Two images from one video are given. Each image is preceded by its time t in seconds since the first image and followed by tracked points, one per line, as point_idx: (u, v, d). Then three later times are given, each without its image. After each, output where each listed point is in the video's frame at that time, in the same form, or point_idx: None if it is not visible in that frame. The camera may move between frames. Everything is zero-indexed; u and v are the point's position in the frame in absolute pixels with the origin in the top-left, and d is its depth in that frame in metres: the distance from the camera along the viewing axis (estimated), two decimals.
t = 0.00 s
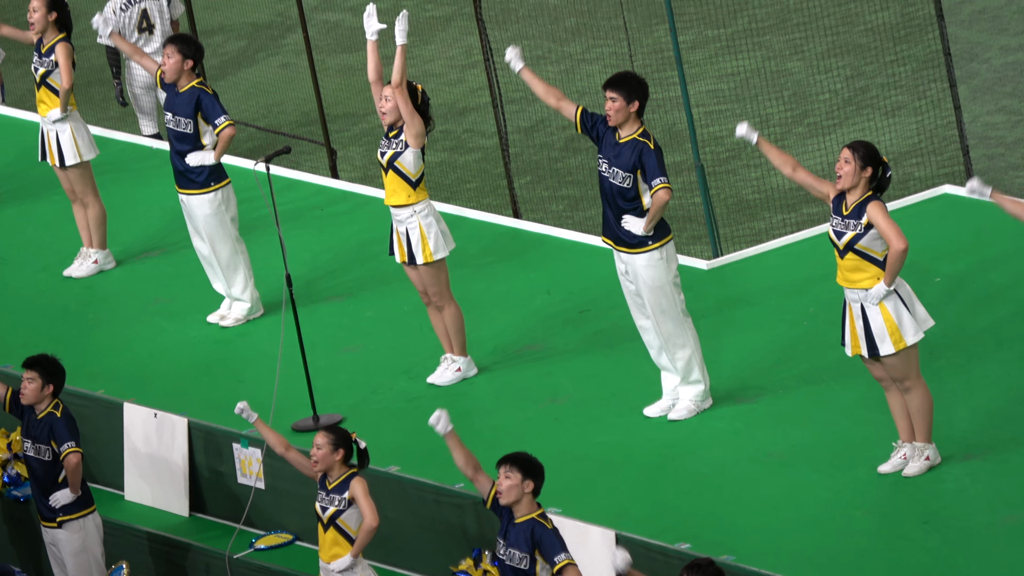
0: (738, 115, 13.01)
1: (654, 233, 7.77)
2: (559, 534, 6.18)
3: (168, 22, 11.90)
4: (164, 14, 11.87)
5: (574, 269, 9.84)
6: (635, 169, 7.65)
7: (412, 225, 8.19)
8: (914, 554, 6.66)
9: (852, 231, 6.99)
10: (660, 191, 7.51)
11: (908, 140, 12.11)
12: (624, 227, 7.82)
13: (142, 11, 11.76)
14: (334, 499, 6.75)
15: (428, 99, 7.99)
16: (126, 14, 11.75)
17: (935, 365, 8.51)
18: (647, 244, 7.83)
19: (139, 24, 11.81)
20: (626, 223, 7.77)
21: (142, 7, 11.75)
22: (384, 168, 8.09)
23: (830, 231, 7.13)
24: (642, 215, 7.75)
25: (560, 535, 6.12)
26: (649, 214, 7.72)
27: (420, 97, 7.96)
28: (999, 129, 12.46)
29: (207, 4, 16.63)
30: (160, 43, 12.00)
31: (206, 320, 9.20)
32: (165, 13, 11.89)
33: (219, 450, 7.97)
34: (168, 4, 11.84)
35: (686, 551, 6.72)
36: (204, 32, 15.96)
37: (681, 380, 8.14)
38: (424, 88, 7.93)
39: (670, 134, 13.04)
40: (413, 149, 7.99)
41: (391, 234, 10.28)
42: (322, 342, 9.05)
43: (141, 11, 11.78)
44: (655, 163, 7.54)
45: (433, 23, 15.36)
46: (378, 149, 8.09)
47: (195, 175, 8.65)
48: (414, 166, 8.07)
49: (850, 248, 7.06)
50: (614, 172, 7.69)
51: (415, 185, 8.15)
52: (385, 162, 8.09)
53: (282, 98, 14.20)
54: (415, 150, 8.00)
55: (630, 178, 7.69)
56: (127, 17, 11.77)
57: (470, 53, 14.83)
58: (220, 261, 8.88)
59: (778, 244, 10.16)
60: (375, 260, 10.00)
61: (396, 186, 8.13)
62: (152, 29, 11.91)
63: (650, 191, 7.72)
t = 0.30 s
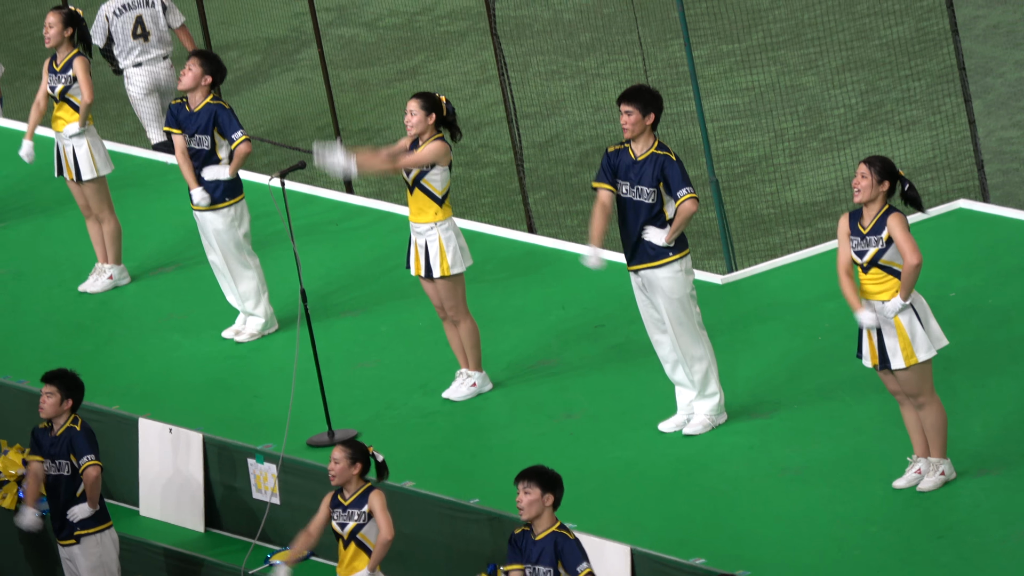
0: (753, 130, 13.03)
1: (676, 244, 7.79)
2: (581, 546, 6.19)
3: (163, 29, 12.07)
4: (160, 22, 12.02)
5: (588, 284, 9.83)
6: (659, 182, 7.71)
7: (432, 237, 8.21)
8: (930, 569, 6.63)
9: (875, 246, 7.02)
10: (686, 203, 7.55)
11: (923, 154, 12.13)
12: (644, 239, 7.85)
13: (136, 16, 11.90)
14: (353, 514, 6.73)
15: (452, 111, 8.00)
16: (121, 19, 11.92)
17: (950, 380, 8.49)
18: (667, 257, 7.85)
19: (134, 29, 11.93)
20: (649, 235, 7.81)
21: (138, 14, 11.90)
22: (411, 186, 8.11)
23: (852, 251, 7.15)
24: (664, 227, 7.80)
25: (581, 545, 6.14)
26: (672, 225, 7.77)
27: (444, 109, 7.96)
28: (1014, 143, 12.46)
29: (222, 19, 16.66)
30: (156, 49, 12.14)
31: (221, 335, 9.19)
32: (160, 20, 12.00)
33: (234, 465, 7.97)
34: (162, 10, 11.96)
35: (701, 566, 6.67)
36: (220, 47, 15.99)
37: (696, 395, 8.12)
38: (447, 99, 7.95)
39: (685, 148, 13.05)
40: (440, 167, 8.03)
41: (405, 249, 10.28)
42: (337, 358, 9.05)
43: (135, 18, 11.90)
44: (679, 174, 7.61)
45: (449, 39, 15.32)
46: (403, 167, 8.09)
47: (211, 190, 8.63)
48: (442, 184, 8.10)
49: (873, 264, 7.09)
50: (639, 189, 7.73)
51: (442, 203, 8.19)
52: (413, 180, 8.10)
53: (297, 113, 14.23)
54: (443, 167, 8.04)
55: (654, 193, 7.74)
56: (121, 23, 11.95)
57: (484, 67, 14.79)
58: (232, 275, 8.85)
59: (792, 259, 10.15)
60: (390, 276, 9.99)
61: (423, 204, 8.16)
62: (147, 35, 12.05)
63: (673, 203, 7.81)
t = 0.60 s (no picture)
0: (771, 146, 13.04)
1: (693, 261, 7.80)
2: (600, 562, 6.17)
3: (166, 42, 12.34)
4: (163, 35, 12.32)
5: (606, 301, 9.82)
6: (679, 198, 7.71)
7: (449, 255, 8.19)
8: None
9: (893, 260, 7.00)
10: (706, 217, 7.59)
11: (941, 172, 12.14)
12: (664, 256, 7.84)
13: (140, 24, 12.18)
14: (372, 529, 6.73)
15: (461, 131, 8.05)
16: (125, 27, 12.18)
17: (969, 398, 8.46)
18: (685, 274, 7.84)
19: (138, 37, 12.19)
20: (667, 251, 7.79)
21: (143, 22, 12.18)
22: (423, 205, 8.12)
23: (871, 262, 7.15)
24: (684, 243, 7.80)
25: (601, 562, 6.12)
26: (690, 241, 7.78)
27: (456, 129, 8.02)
28: None
29: (241, 35, 16.71)
30: (158, 59, 12.30)
31: (239, 351, 9.19)
32: (164, 31, 12.28)
33: (252, 481, 7.96)
34: (166, 21, 12.26)
35: None
36: (239, 63, 16.02)
37: (713, 412, 8.10)
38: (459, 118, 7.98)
39: (703, 165, 13.06)
40: (451, 186, 8.03)
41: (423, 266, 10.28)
42: (355, 374, 9.04)
43: (139, 26, 12.19)
44: (699, 189, 7.61)
45: (467, 55, 15.31)
46: (415, 186, 8.11)
47: (228, 207, 8.63)
48: (453, 203, 8.10)
49: (891, 278, 7.04)
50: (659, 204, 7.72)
51: (455, 222, 8.18)
52: (423, 200, 8.11)
53: (315, 129, 14.25)
54: (453, 187, 8.03)
55: (674, 208, 7.73)
56: (127, 30, 12.20)
57: (503, 84, 14.77)
58: (249, 291, 8.83)
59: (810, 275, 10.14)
60: (407, 292, 9.99)
61: (435, 222, 8.15)
62: (150, 46, 12.29)
63: (693, 218, 7.80)
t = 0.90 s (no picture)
0: (790, 163, 13.03)
1: (710, 279, 7.74)
2: None
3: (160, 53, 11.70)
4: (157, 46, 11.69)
5: (625, 317, 9.80)
6: (688, 215, 7.67)
7: (466, 271, 8.21)
8: None
9: (908, 278, 6.97)
10: (713, 235, 7.50)
11: (960, 190, 12.15)
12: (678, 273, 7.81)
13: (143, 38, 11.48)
14: (385, 548, 6.72)
15: (489, 144, 8.01)
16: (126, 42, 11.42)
17: (989, 415, 8.43)
18: (703, 291, 7.82)
19: (142, 49, 11.51)
20: (683, 269, 7.77)
21: (145, 34, 11.48)
22: (445, 219, 8.15)
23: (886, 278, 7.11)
24: (696, 261, 7.75)
25: None
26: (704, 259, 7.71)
27: (482, 142, 7.98)
28: None
29: (260, 52, 16.72)
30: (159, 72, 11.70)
31: (259, 367, 9.19)
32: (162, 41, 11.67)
33: (272, 498, 7.93)
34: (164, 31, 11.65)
35: None
36: (258, 80, 16.01)
37: (733, 429, 8.08)
38: (484, 132, 7.96)
39: (723, 182, 13.05)
40: (474, 201, 8.08)
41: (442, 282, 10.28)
42: (374, 391, 9.04)
43: (142, 38, 11.47)
44: (708, 207, 7.56)
45: (486, 72, 15.30)
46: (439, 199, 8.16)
47: (245, 225, 8.63)
48: (475, 217, 8.13)
49: (906, 296, 7.03)
50: (667, 219, 7.72)
51: (475, 237, 8.21)
52: (447, 213, 8.14)
53: (334, 146, 14.24)
54: (476, 201, 8.08)
55: (683, 225, 7.70)
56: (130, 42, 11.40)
57: (522, 101, 14.74)
58: (269, 310, 8.84)
59: (830, 292, 10.11)
60: (426, 309, 9.98)
61: (456, 236, 8.18)
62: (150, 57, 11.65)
63: (704, 236, 7.72)
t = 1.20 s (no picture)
0: (811, 178, 13.03)
1: (732, 294, 7.74)
2: None
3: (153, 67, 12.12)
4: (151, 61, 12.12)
5: (646, 333, 9.81)
6: (712, 231, 7.67)
7: (485, 288, 8.20)
8: None
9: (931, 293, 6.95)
10: (736, 250, 7.52)
11: (982, 205, 12.13)
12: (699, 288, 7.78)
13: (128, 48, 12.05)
14: (407, 563, 6.71)
15: (502, 160, 8.05)
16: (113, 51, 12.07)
17: (1012, 430, 8.40)
18: (724, 306, 7.80)
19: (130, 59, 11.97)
20: (704, 283, 7.74)
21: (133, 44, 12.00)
22: (461, 236, 8.18)
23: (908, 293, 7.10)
24: (718, 276, 7.74)
25: None
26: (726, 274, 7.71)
27: (497, 159, 8.01)
28: None
29: (281, 68, 16.77)
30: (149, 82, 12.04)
31: (280, 384, 9.20)
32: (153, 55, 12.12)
33: (293, 513, 7.92)
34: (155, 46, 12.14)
35: None
36: (279, 96, 16.05)
37: (754, 445, 8.05)
38: (499, 149, 7.97)
39: (744, 197, 13.05)
40: (490, 216, 8.09)
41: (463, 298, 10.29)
42: (395, 406, 9.05)
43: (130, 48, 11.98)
44: (731, 223, 7.56)
45: (507, 87, 15.32)
46: (455, 215, 8.20)
47: (269, 239, 8.64)
48: (491, 233, 8.14)
49: (928, 310, 7.02)
50: (692, 235, 7.70)
51: (492, 252, 8.21)
52: (462, 230, 8.17)
53: (355, 161, 14.28)
54: (492, 216, 8.09)
55: (706, 240, 7.70)
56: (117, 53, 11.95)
57: (542, 116, 14.75)
58: (292, 325, 8.86)
59: (851, 307, 10.10)
60: (447, 325, 10.00)
61: (473, 253, 8.18)
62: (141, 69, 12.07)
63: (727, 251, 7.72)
